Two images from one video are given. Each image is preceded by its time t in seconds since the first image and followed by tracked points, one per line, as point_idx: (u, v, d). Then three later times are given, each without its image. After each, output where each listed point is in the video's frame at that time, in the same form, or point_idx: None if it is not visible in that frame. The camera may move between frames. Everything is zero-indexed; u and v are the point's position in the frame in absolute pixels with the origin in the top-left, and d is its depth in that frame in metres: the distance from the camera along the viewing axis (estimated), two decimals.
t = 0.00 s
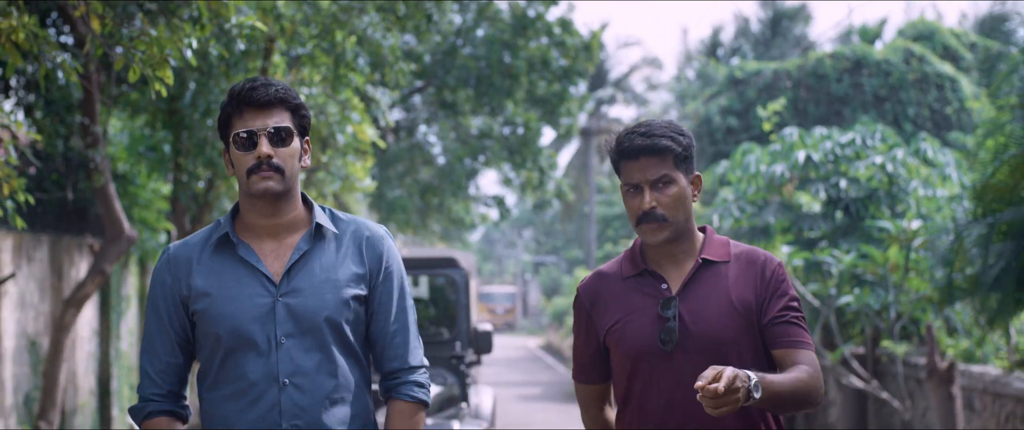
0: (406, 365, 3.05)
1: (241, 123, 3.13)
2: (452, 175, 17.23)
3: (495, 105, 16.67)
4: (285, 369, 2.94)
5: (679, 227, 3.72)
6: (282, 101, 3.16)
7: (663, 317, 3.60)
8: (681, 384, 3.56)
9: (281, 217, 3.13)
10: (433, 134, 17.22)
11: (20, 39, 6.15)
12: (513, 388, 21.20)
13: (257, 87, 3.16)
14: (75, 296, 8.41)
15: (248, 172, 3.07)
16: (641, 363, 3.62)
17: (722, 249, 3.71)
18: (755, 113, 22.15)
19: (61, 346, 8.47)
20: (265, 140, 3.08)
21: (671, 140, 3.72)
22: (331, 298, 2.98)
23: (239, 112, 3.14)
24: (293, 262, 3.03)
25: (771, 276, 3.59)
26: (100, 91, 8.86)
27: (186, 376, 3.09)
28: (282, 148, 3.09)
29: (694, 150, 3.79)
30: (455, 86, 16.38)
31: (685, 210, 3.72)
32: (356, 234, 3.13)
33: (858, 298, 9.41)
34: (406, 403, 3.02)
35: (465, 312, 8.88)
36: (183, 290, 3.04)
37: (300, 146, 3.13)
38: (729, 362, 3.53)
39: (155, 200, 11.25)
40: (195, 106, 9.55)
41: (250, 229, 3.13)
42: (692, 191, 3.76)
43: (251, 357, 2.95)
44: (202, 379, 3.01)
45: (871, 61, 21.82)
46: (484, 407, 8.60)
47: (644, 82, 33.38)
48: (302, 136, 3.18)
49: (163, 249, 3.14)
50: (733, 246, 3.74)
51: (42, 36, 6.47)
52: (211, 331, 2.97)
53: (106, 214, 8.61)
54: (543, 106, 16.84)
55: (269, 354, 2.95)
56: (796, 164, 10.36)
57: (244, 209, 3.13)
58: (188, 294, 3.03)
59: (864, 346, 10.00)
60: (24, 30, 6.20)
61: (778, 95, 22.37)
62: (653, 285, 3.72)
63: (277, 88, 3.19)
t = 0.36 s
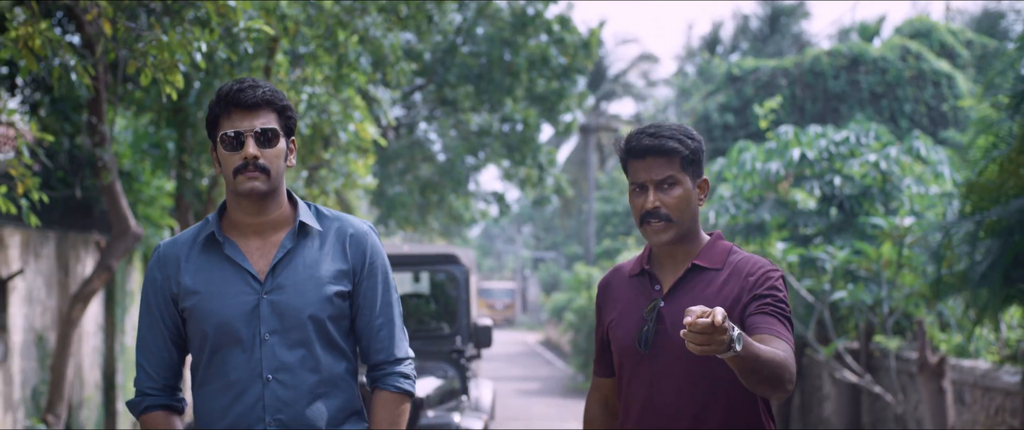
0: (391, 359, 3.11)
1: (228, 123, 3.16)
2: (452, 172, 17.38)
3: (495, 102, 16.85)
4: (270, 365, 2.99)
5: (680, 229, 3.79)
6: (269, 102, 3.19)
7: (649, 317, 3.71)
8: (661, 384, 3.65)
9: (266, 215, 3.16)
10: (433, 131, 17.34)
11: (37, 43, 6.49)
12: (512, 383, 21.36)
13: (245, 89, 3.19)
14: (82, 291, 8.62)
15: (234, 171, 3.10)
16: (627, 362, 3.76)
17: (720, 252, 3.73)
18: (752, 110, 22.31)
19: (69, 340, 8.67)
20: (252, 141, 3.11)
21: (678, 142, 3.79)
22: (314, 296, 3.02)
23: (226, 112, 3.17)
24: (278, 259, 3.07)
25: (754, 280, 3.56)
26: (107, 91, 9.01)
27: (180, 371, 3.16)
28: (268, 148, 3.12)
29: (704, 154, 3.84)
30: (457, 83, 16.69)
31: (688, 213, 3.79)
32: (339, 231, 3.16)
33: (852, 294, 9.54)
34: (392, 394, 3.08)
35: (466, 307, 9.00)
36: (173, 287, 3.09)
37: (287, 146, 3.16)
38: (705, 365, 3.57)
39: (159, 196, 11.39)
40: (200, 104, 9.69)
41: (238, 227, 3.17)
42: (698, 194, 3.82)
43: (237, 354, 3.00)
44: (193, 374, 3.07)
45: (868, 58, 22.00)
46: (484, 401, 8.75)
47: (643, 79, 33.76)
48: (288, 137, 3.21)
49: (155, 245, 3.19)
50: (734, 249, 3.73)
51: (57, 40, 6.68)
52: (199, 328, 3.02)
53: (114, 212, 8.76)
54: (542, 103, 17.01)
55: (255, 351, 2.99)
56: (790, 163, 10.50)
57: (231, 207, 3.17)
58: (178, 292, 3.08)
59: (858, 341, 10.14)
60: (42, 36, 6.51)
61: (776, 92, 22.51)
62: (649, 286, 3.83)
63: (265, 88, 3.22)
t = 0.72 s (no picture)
0: (410, 366, 2.95)
1: (259, 122, 3.03)
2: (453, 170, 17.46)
3: (496, 101, 16.98)
4: (280, 365, 2.86)
5: (671, 218, 3.33)
6: (302, 106, 3.05)
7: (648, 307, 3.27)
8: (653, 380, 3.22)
9: (291, 217, 3.01)
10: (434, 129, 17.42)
11: (52, 47, 6.61)
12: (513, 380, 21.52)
13: (280, 91, 3.05)
14: (90, 289, 8.82)
15: (261, 172, 2.97)
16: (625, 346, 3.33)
17: (732, 248, 3.24)
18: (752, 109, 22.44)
19: (77, 337, 8.91)
20: (281, 143, 2.98)
21: (668, 121, 3.31)
22: (329, 299, 2.88)
23: (259, 112, 3.03)
24: (298, 261, 2.93)
25: (765, 295, 3.12)
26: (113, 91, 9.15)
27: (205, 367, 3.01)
28: (297, 152, 2.98)
29: (700, 137, 3.28)
30: (458, 82, 16.94)
31: (678, 200, 3.30)
32: (361, 237, 3.00)
33: (849, 291, 9.68)
34: (408, 401, 2.92)
35: (468, 305, 9.11)
36: (194, 281, 2.94)
37: (317, 151, 3.02)
38: (702, 373, 3.14)
39: (163, 195, 11.48)
40: (205, 104, 9.83)
41: (262, 227, 3.02)
42: (694, 181, 3.29)
43: (251, 354, 2.86)
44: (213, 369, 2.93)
45: (867, 57, 22.15)
46: (486, 397, 8.88)
47: (643, 77, 33.75)
48: (317, 140, 3.06)
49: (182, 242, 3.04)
50: (749, 247, 3.26)
51: (69, 45, 6.84)
52: (217, 326, 2.89)
53: (120, 210, 8.92)
54: (542, 103, 17.15)
55: (267, 351, 2.86)
56: (788, 162, 10.68)
57: (258, 207, 3.02)
58: (199, 287, 2.93)
59: (856, 338, 10.25)
60: (55, 41, 6.67)
61: (776, 91, 22.64)
62: (659, 271, 3.36)
63: (299, 92, 3.09)
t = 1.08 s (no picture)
0: (429, 361, 3.07)
1: (293, 113, 3.20)
2: (452, 170, 17.59)
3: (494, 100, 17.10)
4: (297, 351, 3.00)
5: (644, 221, 3.46)
6: (336, 98, 3.22)
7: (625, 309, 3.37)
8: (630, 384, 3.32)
9: (320, 206, 3.18)
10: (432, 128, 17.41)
11: (57, 53, 6.81)
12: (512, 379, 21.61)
13: (314, 81, 3.22)
14: (92, 288, 8.93)
15: (295, 162, 3.14)
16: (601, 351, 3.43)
17: (705, 250, 3.36)
18: (750, 109, 22.54)
19: (78, 335, 9.02)
20: (315, 134, 3.15)
21: (645, 127, 3.43)
22: (350, 288, 3.03)
23: (293, 102, 3.21)
24: (322, 249, 3.10)
25: (737, 298, 3.23)
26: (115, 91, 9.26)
27: (225, 353, 3.17)
28: (331, 143, 3.16)
29: (676, 145, 3.40)
30: (455, 83, 17.04)
31: (652, 205, 3.42)
32: (385, 229, 3.16)
33: (842, 290, 9.77)
34: (425, 397, 3.04)
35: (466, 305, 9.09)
36: (220, 264, 3.12)
37: (350, 144, 3.19)
38: (677, 373, 3.25)
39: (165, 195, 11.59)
40: (204, 105, 9.92)
41: (290, 215, 3.20)
42: (669, 186, 3.42)
43: (272, 338, 3.01)
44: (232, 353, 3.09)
45: (864, 57, 22.27)
46: (483, 395, 8.98)
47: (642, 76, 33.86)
48: (350, 134, 3.24)
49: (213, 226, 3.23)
50: (721, 248, 3.37)
51: (73, 49, 7.01)
52: (239, 308, 3.05)
53: (122, 210, 9.02)
54: (540, 103, 17.40)
55: (287, 336, 3.00)
56: (783, 162, 10.79)
57: (287, 196, 3.20)
58: (223, 269, 3.11)
59: (850, 336, 10.36)
60: (60, 46, 6.85)
61: (774, 90, 22.73)
62: (635, 274, 3.46)
63: (334, 83, 3.26)
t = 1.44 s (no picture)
0: (431, 363, 3.14)
1: (305, 115, 3.24)
2: (453, 170, 17.60)
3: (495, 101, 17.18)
4: (303, 354, 3.04)
5: (621, 209, 3.58)
6: (350, 102, 3.29)
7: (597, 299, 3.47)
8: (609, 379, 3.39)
9: (328, 208, 3.27)
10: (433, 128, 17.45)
11: (63, 56, 6.87)
12: (512, 378, 21.66)
13: (330, 84, 3.27)
14: (95, 287, 8.97)
15: (311, 166, 3.20)
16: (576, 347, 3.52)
17: (671, 235, 3.50)
18: (749, 109, 22.62)
19: (82, 334, 9.06)
20: (332, 138, 3.20)
21: (627, 117, 3.62)
22: (355, 290, 3.08)
23: (308, 104, 3.25)
24: (327, 250, 3.16)
25: (706, 273, 3.36)
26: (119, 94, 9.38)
27: (229, 350, 3.26)
28: (345, 147, 3.22)
29: (656, 133, 3.59)
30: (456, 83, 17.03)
31: (630, 191, 3.56)
32: (389, 230, 3.24)
33: (841, 290, 9.81)
34: (427, 400, 3.08)
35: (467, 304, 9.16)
36: (226, 266, 3.20)
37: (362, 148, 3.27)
38: (654, 356, 3.34)
39: (167, 195, 11.63)
40: (207, 106, 9.98)
41: (296, 215, 3.29)
42: (647, 174, 3.57)
43: (279, 339, 3.06)
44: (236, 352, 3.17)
45: (863, 57, 22.34)
46: (484, 393, 9.04)
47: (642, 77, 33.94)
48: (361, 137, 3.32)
49: (215, 226, 3.32)
50: (688, 233, 3.52)
51: (78, 52, 7.08)
52: (245, 310, 3.11)
53: (125, 211, 9.09)
54: (541, 103, 17.58)
55: (293, 338, 3.05)
56: (782, 162, 10.78)
57: (296, 197, 3.27)
58: (228, 270, 3.19)
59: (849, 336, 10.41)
60: (67, 50, 6.91)
61: (774, 90, 22.81)
62: (605, 267, 3.59)
63: (348, 88, 3.33)
